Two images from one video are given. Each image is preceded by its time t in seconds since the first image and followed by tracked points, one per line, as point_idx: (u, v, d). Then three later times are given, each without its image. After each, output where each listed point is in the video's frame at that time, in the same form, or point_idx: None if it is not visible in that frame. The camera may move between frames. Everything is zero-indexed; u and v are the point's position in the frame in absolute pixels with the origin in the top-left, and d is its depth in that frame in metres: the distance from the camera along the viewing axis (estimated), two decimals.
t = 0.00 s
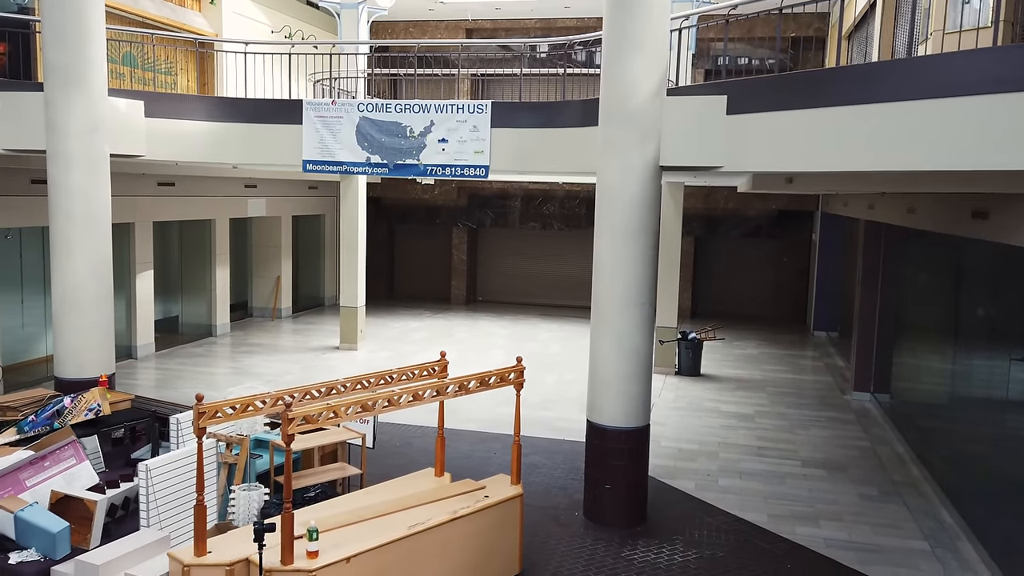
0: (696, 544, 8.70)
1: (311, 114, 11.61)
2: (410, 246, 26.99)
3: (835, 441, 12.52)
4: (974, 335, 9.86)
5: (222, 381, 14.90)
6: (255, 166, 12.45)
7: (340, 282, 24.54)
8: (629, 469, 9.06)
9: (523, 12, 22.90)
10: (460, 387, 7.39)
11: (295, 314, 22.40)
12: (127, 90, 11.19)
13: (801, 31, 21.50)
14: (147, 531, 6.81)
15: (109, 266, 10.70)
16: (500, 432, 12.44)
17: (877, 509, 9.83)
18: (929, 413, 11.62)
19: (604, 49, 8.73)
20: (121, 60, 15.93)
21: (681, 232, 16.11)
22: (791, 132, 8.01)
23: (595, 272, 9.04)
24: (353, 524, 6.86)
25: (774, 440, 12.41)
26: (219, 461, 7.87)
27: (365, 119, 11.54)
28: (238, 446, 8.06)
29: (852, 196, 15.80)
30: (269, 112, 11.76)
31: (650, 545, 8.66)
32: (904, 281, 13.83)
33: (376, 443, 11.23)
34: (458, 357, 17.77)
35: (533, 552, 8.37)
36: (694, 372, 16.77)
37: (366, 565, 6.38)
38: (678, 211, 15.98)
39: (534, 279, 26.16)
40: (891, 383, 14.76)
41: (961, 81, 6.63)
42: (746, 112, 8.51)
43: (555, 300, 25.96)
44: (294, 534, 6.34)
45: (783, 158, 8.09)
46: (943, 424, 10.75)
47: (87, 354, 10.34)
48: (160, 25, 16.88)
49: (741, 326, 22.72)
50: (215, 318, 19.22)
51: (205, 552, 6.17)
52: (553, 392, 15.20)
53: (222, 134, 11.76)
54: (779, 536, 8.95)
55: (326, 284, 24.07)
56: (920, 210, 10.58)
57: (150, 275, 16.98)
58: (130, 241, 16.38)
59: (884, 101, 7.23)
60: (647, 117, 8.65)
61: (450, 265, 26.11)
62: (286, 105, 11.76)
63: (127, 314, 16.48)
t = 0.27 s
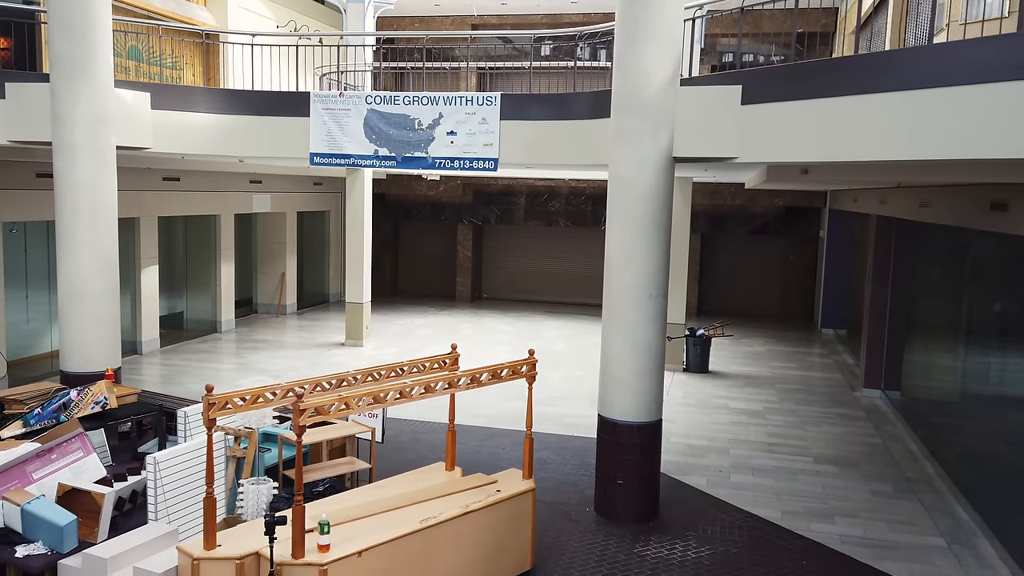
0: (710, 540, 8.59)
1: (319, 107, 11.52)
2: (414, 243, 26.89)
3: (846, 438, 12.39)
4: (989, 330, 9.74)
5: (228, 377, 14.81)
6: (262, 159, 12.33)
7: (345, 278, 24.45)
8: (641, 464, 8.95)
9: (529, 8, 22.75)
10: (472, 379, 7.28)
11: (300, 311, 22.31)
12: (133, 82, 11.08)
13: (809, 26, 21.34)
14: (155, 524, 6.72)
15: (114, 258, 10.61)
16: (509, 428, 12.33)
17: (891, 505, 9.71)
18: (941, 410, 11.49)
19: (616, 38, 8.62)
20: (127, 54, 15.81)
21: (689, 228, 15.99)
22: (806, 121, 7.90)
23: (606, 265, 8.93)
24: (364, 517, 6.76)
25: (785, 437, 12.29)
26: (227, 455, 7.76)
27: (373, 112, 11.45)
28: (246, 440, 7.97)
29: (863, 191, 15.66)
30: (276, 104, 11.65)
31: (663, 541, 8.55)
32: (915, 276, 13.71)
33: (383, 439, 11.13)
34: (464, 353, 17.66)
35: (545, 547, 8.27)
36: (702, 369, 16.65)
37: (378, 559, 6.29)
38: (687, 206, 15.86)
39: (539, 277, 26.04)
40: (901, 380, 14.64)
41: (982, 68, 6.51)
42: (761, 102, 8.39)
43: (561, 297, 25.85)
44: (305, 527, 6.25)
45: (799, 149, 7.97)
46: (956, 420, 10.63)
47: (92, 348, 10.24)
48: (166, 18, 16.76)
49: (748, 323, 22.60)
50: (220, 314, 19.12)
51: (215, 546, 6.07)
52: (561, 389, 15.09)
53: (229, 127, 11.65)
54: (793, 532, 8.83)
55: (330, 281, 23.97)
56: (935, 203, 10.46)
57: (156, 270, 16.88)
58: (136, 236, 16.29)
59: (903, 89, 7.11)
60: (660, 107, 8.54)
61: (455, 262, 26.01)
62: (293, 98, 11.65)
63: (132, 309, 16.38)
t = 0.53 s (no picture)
0: (722, 538, 8.48)
1: (325, 101, 11.39)
2: (418, 241, 26.79)
3: (857, 436, 12.27)
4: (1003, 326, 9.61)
5: (232, 375, 14.70)
6: (267, 155, 12.22)
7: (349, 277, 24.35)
8: (652, 461, 8.83)
9: (535, 4, 22.62)
10: (483, 375, 7.17)
11: (304, 309, 22.21)
12: (138, 76, 10.97)
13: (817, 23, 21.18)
14: (162, 521, 6.61)
15: (119, 253, 10.52)
16: (516, 426, 12.21)
17: (905, 504, 9.59)
18: (953, 408, 11.35)
19: (628, 30, 8.50)
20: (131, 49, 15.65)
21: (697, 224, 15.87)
22: (821, 113, 7.78)
23: (617, 260, 8.81)
24: (374, 515, 6.65)
25: (795, 435, 12.17)
26: (233, 452, 7.65)
27: (379, 106, 11.35)
28: (253, 437, 7.87)
29: (872, 188, 15.53)
30: (282, 99, 11.54)
31: (675, 539, 8.44)
32: (926, 273, 13.58)
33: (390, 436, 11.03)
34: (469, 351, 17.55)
35: (555, 546, 8.15)
36: (709, 367, 16.52)
37: (389, 558, 6.18)
38: (694, 203, 15.73)
39: (543, 275, 25.93)
40: (911, 378, 14.51)
41: (1003, 57, 6.38)
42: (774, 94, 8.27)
43: (565, 296, 25.73)
44: (315, 525, 6.15)
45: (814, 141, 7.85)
46: (968, 418, 10.50)
47: (97, 344, 10.15)
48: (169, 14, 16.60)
49: (754, 322, 22.48)
50: (224, 312, 19.02)
51: (223, 543, 5.97)
52: (567, 386, 14.97)
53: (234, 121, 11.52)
54: (807, 531, 8.71)
55: (334, 279, 23.86)
56: (948, 199, 10.33)
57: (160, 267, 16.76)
58: (140, 233, 16.17)
59: (920, 79, 6.98)
60: (672, 100, 8.41)
61: (459, 260, 25.91)
62: (298, 93, 11.54)
63: (137, 307, 16.28)
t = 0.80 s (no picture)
0: (737, 533, 8.34)
1: (331, 93, 11.30)
2: (425, 237, 26.67)
3: (870, 430, 12.12)
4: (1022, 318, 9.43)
5: (239, 370, 14.61)
6: (273, 148, 12.10)
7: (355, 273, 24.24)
8: (665, 455, 8.70)
9: None
10: (494, 366, 7.04)
11: (310, 305, 22.11)
12: (143, 68, 10.86)
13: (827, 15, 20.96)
14: (168, 515, 6.51)
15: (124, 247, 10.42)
16: (525, 421, 12.09)
17: (922, 498, 9.44)
18: (969, 401, 11.18)
19: (640, 17, 8.36)
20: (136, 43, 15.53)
21: (706, 218, 15.69)
22: (838, 99, 7.61)
23: (629, 251, 8.67)
24: (383, 509, 6.54)
25: (807, 429, 12.02)
26: (241, 446, 7.56)
27: (386, 98, 11.22)
28: (261, 430, 7.77)
29: (884, 180, 15.35)
30: (288, 91, 11.42)
31: (688, 534, 8.30)
32: (940, 266, 13.39)
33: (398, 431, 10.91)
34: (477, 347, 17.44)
35: (567, 541, 8.03)
36: (719, 362, 16.37)
37: (399, 552, 6.07)
38: (704, 196, 15.56)
39: (550, 271, 25.78)
40: (924, 372, 14.34)
41: None
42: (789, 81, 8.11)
43: (572, 291, 25.57)
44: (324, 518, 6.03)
45: (830, 128, 7.69)
46: (985, 411, 10.33)
47: (102, 339, 10.05)
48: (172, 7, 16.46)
49: (763, 317, 22.31)
50: (230, 308, 18.94)
51: (231, 537, 5.86)
52: (576, 381, 14.83)
53: (240, 114, 11.40)
54: (822, 525, 8.57)
55: (340, 276, 23.76)
56: (965, 189, 10.15)
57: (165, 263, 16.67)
58: (145, 229, 16.07)
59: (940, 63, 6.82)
60: (685, 88, 8.27)
61: (466, 256, 25.77)
62: (304, 85, 11.42)
63: (142, 303, 16.20)
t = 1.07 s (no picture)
0: (757, 532, 8.17)
1: (343, 86, 11.18)
2: (436, 235, 26.56)
3: (890, 428, 11.91)
4: None
5: (251, 367, 14.53)
6: (285, 143, 12.00)
7: (366, 270, 24.15)
8: (684, 452, 8.53)
9: None
10: (510, 360, 6.90)
11: (322, 303, 22.04)
12: (154, 61, 10.78)
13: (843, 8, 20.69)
14: (179, 511, 6.40)
15: (136, 241, 10.33)
16: (539, 418, 11.94)
17: (945, 497, 9.23)
18: (992, 399, 10.95)
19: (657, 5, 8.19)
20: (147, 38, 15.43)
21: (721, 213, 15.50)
22: (860, 86, 7.46)
23: (646, 243, 8.51)
24: (397, 505, 6.41)
25: (826, 427, 11.82)
26: (253, 441, 7.45)
27: (398, 91, 11.08)
28: (273, 425, 7.66)
29: (902, 175, 15.13)
30: (300, 84, 11.32)
31: (707, 533, 8.14)
32: (961, 261, 13.15)
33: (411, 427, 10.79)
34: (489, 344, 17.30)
35: (584, 539, 7.88)
36: (735, 359, 16.16)
37: (413, 548, 5.94)
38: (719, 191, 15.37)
39: (562, 269, 25.61)
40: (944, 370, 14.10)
41: None
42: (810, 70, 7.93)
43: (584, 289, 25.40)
44: (337, 514, 5.92)
45: (854, 117, 7.51)
46: (1009, 408, 10.11)
47: (114, 334, 9.97)
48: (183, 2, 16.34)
49: (778, 315, 22.08)
50: (242, 305, 18.88)
51: (243, 533, 5.75)
52: (590, 379, 14.67)
53: (252, 107, 11.30)
54: (844, 524, 8.39)
55: (352, 273, 23.68)
56: (989, 181, 9.93)
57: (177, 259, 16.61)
58: (157, 225, 16.00)
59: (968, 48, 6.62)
60: (703, 77, 8.10)
61: (477, 253, 25.64)
62: (316, 78, 11.31)
63: (154, 300, 16.14)
